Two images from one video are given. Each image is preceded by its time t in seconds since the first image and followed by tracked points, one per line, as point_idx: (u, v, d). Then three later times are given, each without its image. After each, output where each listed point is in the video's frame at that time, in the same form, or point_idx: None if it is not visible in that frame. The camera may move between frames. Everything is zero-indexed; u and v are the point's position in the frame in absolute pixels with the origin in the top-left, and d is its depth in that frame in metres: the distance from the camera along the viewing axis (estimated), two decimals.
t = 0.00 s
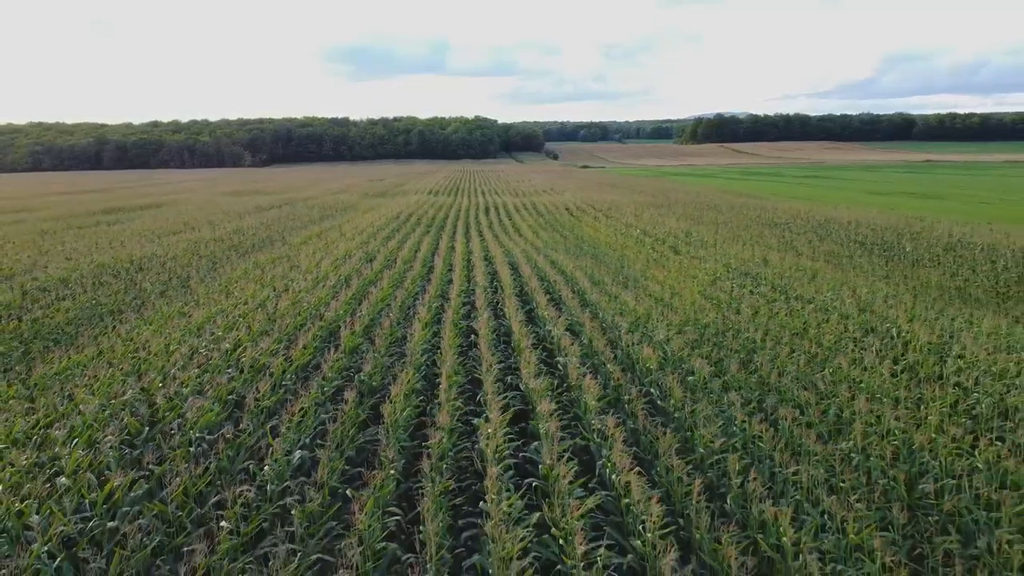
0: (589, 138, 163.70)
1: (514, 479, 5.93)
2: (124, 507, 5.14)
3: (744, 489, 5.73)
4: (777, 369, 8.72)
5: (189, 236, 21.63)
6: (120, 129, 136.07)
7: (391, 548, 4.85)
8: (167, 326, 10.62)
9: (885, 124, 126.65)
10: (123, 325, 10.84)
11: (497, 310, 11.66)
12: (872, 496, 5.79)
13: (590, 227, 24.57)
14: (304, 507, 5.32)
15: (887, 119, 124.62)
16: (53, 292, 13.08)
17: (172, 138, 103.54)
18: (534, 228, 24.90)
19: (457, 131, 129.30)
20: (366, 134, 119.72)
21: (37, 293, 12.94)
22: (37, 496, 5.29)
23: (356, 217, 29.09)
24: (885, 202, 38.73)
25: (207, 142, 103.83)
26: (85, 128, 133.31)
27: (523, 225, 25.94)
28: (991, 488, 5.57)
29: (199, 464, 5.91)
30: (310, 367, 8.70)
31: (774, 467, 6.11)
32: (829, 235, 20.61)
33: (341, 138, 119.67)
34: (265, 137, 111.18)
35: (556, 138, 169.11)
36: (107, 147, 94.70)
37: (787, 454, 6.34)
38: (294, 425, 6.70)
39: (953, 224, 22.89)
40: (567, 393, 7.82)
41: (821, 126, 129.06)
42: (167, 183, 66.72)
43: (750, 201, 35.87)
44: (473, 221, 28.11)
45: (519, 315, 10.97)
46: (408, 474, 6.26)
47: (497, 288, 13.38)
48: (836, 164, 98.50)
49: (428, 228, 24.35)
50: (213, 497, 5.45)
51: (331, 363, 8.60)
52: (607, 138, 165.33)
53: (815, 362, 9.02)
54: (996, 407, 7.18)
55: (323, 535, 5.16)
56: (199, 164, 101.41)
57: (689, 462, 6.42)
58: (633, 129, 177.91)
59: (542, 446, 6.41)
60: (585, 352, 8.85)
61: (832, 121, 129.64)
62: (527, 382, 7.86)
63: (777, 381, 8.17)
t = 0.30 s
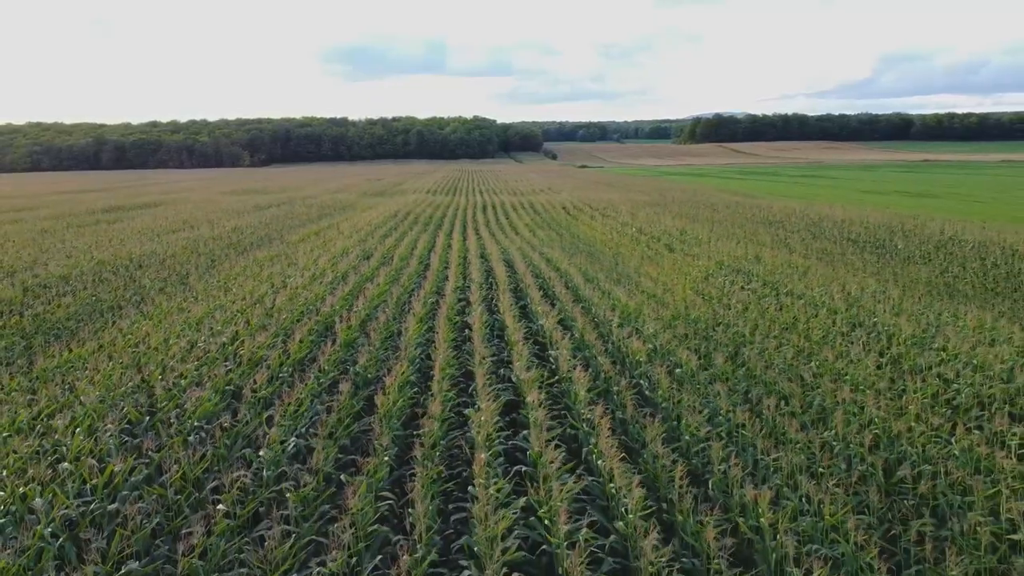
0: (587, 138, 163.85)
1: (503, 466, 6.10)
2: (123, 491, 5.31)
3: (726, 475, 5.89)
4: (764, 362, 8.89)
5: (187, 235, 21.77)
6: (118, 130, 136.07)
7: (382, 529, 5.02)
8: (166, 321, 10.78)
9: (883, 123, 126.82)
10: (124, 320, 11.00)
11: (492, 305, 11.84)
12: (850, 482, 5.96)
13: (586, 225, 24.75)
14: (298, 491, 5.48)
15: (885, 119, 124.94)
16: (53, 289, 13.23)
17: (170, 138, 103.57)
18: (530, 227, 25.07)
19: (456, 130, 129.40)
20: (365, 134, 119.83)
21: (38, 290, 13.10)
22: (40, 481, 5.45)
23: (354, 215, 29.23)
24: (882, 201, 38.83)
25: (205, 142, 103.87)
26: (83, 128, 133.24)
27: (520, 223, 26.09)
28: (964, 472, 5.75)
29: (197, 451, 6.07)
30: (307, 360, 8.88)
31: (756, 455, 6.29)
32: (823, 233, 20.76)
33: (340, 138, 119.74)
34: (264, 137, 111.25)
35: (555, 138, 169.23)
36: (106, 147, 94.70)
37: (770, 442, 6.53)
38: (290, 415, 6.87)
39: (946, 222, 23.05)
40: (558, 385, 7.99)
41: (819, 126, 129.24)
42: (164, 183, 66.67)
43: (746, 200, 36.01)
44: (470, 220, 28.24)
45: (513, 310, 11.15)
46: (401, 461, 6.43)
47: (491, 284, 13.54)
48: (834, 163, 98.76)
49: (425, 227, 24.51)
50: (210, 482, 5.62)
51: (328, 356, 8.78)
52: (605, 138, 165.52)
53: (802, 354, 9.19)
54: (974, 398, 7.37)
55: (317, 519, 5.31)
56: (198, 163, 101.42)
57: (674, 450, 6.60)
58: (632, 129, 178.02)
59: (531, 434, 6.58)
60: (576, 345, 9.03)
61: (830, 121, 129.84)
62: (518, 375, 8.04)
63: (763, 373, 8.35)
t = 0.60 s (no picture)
0: (586, 138, 163.90)
1: (493, 459, 6.16)
2: (117, 482, 5.36)
3: (714, 468, 5.96)
4: (756, 357, 8.96)
5: (185, 234, 21.82)
6: (118, 130, 136.08)
7: (372, 520, 5.07)
8: (163, 318, 10.84)
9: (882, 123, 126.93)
10: (120, 317, 11.06)
11: (487, 302, 11.91)
12: (837, 474, 6.02)
13: (583, 224, 24.86)
14: (290, 483, 5.54)
15: (883, 119, 125.06)
16: (51, 286, 13.30)
17: (170, 138, 103.57)
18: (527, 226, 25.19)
19: (455, 130, 129.45)
20: (364, 134, 119.87)
21: (35, 288, 13.16)
22: (34, 473, 5.50)
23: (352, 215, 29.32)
24: (879, 200, 38.88)
25: (205, 142, 103.89)
26: (82, 128, 133.22)
27: (516, 222, 26.20)
28: (949, 465, 5.81)
29: (190, 444, 6.12)
30: (302, 355, 8.94)
31: (745, 448, 6.35)
32: (819, 231, 20.84)
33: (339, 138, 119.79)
34: (263, 137, 111.29)
35: (554, 138, 169.32)
36: (105, 147, 94.72)
37: (758, 435, 6.59)
38: (283, 409, 6.93)
39: (942, 221, 23.12)
40: (550, 380, 8.06)
41: (818, 126, 129.34)
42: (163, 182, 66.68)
43: (743, 199, 36.08)
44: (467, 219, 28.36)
45: (507, 307, 11.22)
46: (393, 455, 6.50)
47: (487, 282, 13.62)
48: (833, 163, 98.94)
49: (423, 225, 24.62)
50: (203, 474, 5.67)
51: (322, 352, 8.84)
52: (604, 138, 165.61)
53: (793, 350, 9.26)
54: (962, 393, 7.44)
55: (308, 510, 5.37)
56: (197, 163, 101.42)
57: (664, 443, 6.65)
58: (631, 129, 178.10)
59: (522, 428, 6.64)
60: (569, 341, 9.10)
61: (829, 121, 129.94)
62: (511, 370, 8.10)
63: (754, 368, 8.42)
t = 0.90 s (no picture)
0: (586, 138, 163.92)
1: (485, 453, 6.18)
2: (109, 477, 5.38)
3: (705, 462, 5.98)
4: (749, 353, 8.99)
5: (183, 232, 21.85)
6: (117, 130, 136.08)
7: (363, 514, 5.10)
8: (159, 315, 10.88)
9: (881, 123, 126.93)
10: (116, 314, 11.09)
11: (482, 300, 11.93)
12: (827, 469, 6.05)
13: (580, 223, 24.89)
14: (282, 478, 5.56)
15: (883, 119, 125.08)
16: (48, 285, 13.32)
17: (169, 138, 103.56)
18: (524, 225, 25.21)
19: (454, 130, 129.45)
20: (363, 134, 119.86)
21: (32, 286, 13.19)
22: (27, 468, 5.52)
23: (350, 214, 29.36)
24: (878, 199, 38.80)
25: (204, 142, 103.87)
26: (81, 128, 133.18)
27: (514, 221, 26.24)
28: (938, 459, 5.84)
29: (183, 439, 6.14)
30: (296, 352, 8.97)
31: (736, 443, 6.37)
32: (816, 230, 20.84)
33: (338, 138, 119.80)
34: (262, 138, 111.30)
35: (553, 138, 169.35)
36: (104, 147, 94.72)
37: (750, 430, 6.62)
38: (277, 405, 6.96)
39: (940, 219, 23.13)
40: (544, 377, 8.08)
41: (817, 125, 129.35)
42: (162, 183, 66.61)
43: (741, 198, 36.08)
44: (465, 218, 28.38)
45: (503, 304, 11.24)
46: (386, 450, 6.52)
47: (483, 279, 13.64)
48: (832, 163, 98.96)
49: (420, 224, 24.64)
50: (196, 469, 5.70)
51: (317, 349, 8.87)
52: (604, 138, 165.63)
53: (788, 347, 9.28)
54: (953, 388, 7.48)
55: (300, 504, 5.39)
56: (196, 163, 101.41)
57: (656, 439, 6.68)
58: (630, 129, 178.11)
59: (515, 423, 6.67)
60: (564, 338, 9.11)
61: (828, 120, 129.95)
62: (505, 367, 8.12)
63: (748, 365, 8.45)
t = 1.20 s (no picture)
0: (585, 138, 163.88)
1: (477, 449, 6.19)
2: (101, 472, 5.40)
3: (697, 458, 5.99)
4: (743, 350, 9.00)
5: (181, 231, 21.83)
6: (117, 130, 136.01)
7: (354, 509, 5.11)
8: (154, 313, 10.88)
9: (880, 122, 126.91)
10: (111, 313, 11.08)
11: (478, 298, 11.92)
12: (819, 465, 6.06)
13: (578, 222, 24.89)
14: (274, 473, 5.57)
15: (882, 118, 125.05)
16: (43, 283, 13.31)
17: (168, 138, 103.47)
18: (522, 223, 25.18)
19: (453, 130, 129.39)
20: (363, 133, 119.84)
21: (28, 284, 13.17)
22: (18, 463, 5.53)
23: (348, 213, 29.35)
24: (877, 199, 38.71)
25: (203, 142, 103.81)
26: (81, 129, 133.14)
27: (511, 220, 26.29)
28: (930, 455, 5.86)
29: (176, 435, 6.15)
30: (290, 349, 8.97)
31: (728, 439, 6.39)
32: (814, 229, 20.80)
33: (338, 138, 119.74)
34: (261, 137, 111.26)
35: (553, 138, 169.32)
36: (103, 147, 94.65)
37: (742, 426, 6.63)
38: (269, 402, 6.96)
39: (938, 218, 23.10)
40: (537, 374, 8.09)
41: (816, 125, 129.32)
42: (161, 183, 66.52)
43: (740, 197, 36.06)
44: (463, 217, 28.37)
45: (498, 302, 11.25)
46: (378, 446, 6.53)
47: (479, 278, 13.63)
48: (832, 163, 98.92)
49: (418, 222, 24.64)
50: (187, 465, 5.71)
51: (311, 346, 8.88)
52: (603, 138, 165.58)
53: (782, 344, 9.29)
54: (946, 385, 7.49)
55: (292, 499, 5.40)
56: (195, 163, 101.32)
57: (648, 435, 6.69)
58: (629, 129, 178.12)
59: (507, 420, 6.67)
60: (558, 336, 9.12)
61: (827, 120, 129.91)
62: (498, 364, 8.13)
63: (741, 362, 8.45)
